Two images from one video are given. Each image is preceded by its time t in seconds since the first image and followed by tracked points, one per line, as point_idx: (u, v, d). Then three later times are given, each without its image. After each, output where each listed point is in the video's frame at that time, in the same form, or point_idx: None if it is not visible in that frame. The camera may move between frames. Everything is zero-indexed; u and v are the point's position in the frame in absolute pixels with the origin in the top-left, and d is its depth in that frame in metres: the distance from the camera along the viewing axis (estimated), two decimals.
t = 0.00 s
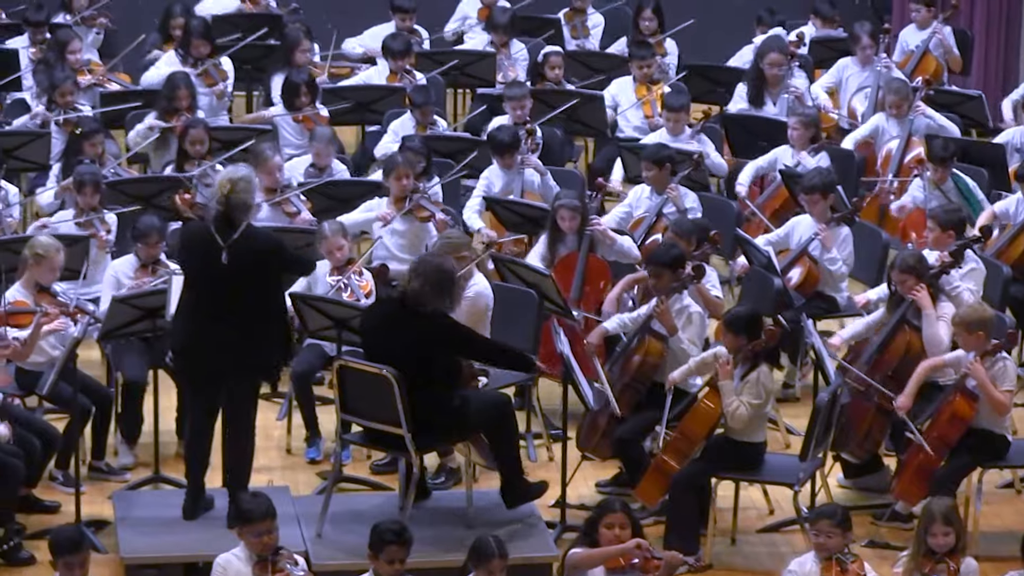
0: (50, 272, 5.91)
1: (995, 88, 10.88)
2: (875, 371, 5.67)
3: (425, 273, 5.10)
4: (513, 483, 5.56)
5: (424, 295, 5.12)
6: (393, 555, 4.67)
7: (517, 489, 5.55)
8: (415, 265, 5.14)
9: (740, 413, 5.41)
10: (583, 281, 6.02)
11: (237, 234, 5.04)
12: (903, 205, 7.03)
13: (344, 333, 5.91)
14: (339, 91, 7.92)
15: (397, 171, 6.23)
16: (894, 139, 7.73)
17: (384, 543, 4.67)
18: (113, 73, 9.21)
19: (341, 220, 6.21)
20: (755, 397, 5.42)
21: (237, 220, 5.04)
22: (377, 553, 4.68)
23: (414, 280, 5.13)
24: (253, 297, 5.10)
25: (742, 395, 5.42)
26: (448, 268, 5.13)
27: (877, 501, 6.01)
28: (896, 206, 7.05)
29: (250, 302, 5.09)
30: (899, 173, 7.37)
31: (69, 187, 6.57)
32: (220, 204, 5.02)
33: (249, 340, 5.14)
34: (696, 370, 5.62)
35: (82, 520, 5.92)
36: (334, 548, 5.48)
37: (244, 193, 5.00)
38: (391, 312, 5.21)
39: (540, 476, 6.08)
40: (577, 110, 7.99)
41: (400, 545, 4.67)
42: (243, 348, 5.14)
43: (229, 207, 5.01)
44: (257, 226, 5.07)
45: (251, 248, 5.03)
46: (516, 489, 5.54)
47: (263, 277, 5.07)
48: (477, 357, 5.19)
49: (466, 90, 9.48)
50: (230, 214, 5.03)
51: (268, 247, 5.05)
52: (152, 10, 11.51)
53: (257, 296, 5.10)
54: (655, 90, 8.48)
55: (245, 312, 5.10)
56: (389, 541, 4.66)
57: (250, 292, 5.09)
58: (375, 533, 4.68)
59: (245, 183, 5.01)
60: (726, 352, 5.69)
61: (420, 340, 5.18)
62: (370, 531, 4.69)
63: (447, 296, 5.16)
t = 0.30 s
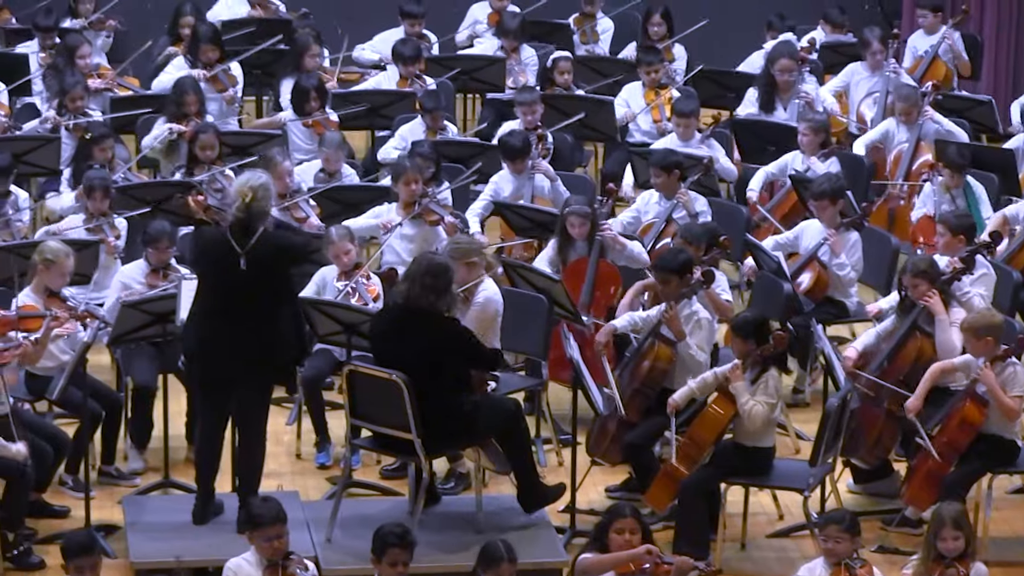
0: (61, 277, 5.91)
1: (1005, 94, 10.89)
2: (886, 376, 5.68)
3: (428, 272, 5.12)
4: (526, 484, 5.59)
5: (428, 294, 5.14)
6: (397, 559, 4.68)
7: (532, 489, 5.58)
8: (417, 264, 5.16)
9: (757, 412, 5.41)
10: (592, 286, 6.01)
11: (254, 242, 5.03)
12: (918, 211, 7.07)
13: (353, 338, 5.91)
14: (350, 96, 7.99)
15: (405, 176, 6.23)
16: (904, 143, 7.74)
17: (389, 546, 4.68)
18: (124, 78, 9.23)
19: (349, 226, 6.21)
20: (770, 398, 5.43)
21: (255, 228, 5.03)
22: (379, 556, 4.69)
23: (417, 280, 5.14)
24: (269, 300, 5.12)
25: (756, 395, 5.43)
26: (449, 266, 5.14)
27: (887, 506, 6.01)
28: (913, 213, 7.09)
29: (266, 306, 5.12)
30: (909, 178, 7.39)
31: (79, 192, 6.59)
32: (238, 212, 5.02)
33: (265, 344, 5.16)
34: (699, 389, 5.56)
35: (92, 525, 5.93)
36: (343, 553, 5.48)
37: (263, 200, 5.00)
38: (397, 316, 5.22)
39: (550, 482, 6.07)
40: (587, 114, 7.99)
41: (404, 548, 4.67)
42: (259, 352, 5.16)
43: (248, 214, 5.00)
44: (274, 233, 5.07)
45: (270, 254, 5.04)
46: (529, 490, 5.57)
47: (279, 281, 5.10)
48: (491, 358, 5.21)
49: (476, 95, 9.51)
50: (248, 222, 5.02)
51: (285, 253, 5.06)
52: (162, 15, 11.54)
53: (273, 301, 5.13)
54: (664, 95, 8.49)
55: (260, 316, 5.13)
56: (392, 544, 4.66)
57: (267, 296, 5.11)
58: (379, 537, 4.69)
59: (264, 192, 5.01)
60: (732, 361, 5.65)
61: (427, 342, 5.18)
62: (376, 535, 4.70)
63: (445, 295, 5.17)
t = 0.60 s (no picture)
0: (79, 278, 5.91)
1: None
2: (903, 380, 5.67)
3: (439, 276, 5.06)
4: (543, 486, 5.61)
5: (441, 298, 5.11)
6: (410, 560, 4.68)
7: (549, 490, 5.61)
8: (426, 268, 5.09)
9: (777, 416, 5.42)
10: (610, 289, 6.01)
11: (275, 244, 5.05)
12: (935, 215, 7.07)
13: (371, 340, 5.90)
14: (367, 98, 8.01)
15: (423, 179, 6.25)
16: (923, 146, 7.76)
17: (402, 548, 4.68)
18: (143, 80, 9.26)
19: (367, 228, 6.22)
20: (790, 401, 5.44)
21: (275, 231, 5.05)
22: (393, 558, 4.69)
23: (429, 284, 5.10)
24: (289, 303, 5.14)
25: (776, 398, 5.43)
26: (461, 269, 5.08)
27: (905, 509, 6.01)
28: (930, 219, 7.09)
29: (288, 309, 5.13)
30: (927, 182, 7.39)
31: (98, 194, 6.61)
32: (256, 215, 5.03)
33: (284, 347, 5.17)
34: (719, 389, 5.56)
35: (110, 526, 5.94)
36: (361, 555, 5.48)
37: (280, 202, 5.02)
38: (413, 318, 5.20)
39: (568, 484, 6.08)
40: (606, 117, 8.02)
41: (416, 549, 4.67)
42: (278, 355, 5.17)
43: (266, 217, 5.02)
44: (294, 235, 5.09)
45: (291, 256, 5.06)
46: (546, 492, 5.59)
47: (300, 284, 5.11)
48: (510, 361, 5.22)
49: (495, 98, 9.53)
50: (268, 225, 5.03)
51: (306, 255, 5.08)
52: (181, 17, 11.58)
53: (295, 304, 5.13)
54: (682, 98, 8.51)
55: (283, 319, 5.14)
56: (405, 546, 4.66)
57: (286, 298, 5.12)
58: (392, 538, 4.69)
59: (282, 193, 5.04)
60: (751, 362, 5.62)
61: (445, 344, 5.18)
62: (389, 537, 4.70)
63: (461, 296, 5.14)
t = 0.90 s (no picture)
0: (105, 280, 5.92)
1: None
2: (930, 385, 5.65)
3: (466, 275, 5.07)
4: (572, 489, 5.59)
5: (468, 298, 5.12)
6: (435, 562, 4.68)
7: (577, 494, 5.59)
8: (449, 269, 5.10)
9: (803, 419, 5.38)
10: (636, 291, 6.04)
11: (297, 248, 5.07)
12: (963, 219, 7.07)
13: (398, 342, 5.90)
14: (394, 101, 8.03)
15: (448, 181, 6.27)
16: (950, 149, 7.76)
17: (427, 550, 4.68)
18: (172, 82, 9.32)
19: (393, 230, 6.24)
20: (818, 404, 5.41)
21: (297, 233, 5.07)
22: (418, 560, 4.69)
23: (456, 284, 5.10)
24: (313, 306, 5.14)
25: (804, 401, 5.40)
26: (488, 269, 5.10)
27: (932, 513, 6.02)
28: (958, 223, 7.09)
29: (312, 312, 5.14)
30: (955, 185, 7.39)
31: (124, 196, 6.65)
32: (277, 218, 5.06)
33: (310, 350, 5.17)
34: (744, 393, 5.50)
35: (137, 527, 5.96)
36: (386, 557, 5.49)
37: (299, 205, 5.04)
38: (439, 320, 5.20)
39: (595, 487, 6.09)
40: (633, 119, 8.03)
41: (441, 551, 4.68)
42: (303, 357, 5.18)
43: (285, 220, 5.05)
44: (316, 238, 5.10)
45: (312, 259, 5.07)
46: (574, 495, 5.57)
47: (323, 286, 5.12)
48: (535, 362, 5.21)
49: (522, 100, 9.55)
50: (290, 227, 5.06)
51: (328, 258, 5.09)
52: (210, 19, 11.64)
53: (319, 307, 5.15)
54: (708, 100, 8.52)
55: (307, 322, 5.16)
56: (430, 548, 4.66)
57: (310, 302, 5.13)
58: (418, 541, 4.70)
59: (301, 196, 5.05)
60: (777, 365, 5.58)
61: (471, 344, 5.18)
62: (414, 539, 4.71)
63: (488, 297, 5.14)
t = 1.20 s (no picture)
0: (124, 291, 5.93)
1: None
2: (949, 395, 5.66)
3: (491, 285, 5.07)
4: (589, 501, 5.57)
5: (490, 309, 5.11)
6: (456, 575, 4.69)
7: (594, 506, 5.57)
8: (476, 280, 5.12)
9: (823, 433, 5.35)
10: (655, 303, 6.05)
11: (311, 258, 5.08)
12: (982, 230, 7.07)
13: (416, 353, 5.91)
14: (412, 112, 8.04)
15: (467, 192, 6.28)
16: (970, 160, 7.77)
17: (448, 562, 4.68)
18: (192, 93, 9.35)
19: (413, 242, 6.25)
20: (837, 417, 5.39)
21: (310, 243, 5.08)
22: (438, 572, 4.69)
23: (480, 295, 5.11)
24: (328, 317, 5.15)
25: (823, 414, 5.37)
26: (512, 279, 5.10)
27: (950, 525, 6.00)
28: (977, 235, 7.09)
29: (327, 323, 5.14)
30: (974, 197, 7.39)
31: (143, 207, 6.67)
32: (290, 228, 5.09)
33: (325, 360, 5.17)
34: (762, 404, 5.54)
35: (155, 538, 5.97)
36: (406, 568, 5.49)
37: (311, 215, 5.07)
38: (460, 332, 5.20)
39: (613, 499, 6.09)
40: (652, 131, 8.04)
41: (462, 564, 4.68)
42: (318, 368, 5.17)
43: (298, 229, 5.07)
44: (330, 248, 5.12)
45: (325, 269, 5.08)
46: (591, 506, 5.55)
47: (337, 296, 5.12)
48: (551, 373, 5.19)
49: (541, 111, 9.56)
50: (303, 237, 5.07)
51: (342, 268, 5.09)
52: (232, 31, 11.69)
53: (334, 317, 5.15)
54: (727, 112, 8.52)
55: (322, 332, 5.16)
56: (451, 560, 4.67)
57: (325, 312, 5.13)
58: (439, 553, 4.70)
59: (314, 206, 5.08)
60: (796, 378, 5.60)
61: (490, 356, 5.17)
62: (435, 551, 4.71)
63: (507, 308, 5.14)
